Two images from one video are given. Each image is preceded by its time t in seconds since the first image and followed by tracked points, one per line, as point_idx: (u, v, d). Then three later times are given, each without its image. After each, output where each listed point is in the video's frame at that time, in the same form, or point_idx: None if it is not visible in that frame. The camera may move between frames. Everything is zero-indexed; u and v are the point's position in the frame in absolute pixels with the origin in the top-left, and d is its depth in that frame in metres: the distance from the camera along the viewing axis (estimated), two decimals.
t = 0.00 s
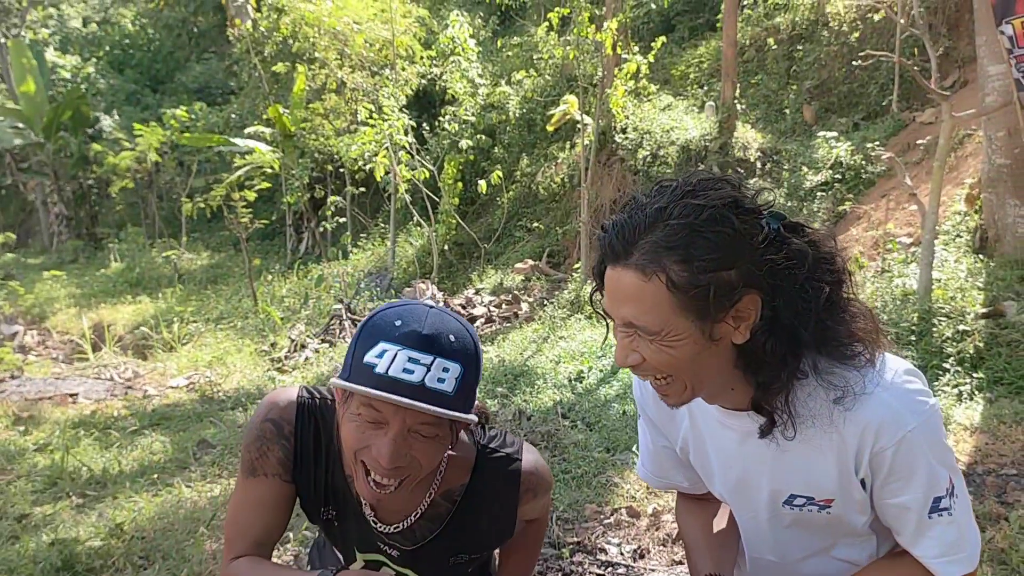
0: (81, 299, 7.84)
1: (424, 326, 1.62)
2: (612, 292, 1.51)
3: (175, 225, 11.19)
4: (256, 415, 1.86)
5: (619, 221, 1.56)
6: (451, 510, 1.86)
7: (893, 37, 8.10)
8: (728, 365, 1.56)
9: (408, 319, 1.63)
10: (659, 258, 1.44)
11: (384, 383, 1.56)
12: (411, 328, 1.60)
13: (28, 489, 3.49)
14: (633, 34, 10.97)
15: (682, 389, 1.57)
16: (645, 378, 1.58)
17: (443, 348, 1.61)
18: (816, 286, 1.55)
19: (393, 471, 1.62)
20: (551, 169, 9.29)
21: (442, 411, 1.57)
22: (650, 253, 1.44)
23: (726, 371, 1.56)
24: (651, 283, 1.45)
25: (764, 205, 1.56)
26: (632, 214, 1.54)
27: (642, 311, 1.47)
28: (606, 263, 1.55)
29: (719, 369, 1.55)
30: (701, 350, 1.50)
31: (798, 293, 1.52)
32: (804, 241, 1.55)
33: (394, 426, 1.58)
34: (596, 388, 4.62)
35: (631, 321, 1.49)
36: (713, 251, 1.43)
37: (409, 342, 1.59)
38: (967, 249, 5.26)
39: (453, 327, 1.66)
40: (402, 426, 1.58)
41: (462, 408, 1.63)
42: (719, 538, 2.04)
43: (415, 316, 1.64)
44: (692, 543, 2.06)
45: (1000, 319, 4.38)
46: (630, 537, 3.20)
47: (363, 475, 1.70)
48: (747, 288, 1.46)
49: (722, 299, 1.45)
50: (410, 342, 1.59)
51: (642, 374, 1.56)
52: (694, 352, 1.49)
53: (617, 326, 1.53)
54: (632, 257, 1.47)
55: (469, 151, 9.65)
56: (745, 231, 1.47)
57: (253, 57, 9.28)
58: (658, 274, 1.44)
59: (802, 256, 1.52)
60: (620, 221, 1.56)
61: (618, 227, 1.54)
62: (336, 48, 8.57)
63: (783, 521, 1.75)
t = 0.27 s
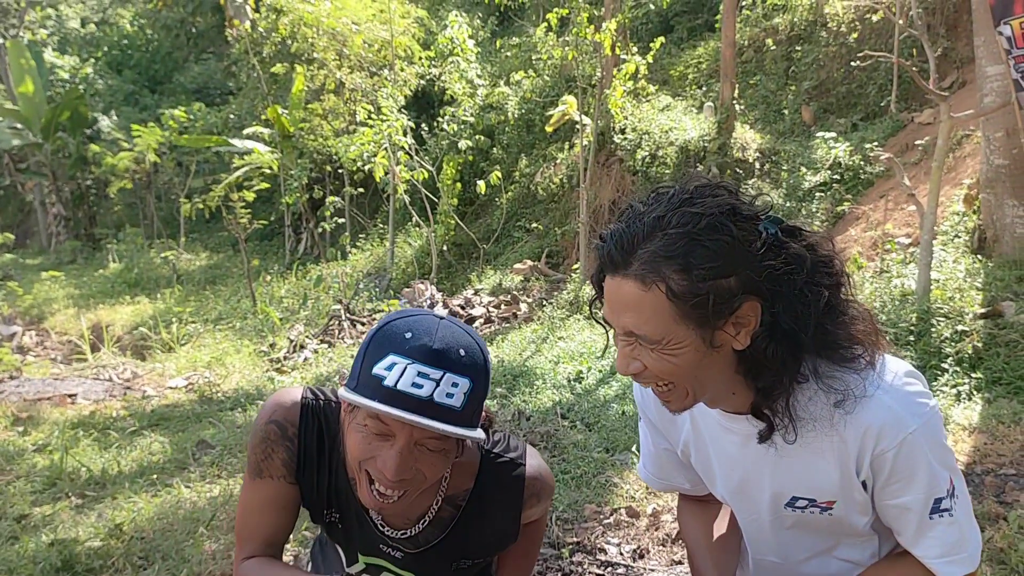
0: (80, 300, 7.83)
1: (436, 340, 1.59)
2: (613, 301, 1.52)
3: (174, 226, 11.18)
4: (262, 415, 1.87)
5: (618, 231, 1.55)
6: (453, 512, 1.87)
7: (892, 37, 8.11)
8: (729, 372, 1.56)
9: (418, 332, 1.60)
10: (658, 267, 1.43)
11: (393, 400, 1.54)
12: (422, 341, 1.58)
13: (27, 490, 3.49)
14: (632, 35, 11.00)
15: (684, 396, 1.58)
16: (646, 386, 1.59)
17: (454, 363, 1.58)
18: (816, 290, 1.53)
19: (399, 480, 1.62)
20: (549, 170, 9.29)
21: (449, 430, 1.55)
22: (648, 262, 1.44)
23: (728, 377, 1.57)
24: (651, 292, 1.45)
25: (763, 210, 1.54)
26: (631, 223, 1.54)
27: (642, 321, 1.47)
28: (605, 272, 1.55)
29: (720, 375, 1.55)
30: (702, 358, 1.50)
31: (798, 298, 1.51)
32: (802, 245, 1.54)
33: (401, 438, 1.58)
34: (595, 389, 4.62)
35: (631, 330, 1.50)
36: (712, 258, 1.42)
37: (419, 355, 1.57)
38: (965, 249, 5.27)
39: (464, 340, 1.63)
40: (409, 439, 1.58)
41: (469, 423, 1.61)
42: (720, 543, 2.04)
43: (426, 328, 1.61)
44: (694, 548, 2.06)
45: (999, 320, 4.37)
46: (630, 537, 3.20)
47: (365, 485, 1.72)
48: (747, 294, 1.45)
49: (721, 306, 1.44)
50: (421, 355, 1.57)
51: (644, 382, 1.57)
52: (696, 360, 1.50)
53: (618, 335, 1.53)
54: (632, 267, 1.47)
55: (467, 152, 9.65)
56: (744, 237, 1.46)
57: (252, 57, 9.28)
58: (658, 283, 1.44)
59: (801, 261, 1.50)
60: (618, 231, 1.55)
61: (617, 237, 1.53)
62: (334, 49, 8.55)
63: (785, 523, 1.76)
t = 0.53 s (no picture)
0: (76, 298, 7.80)
1: (453, 369, 1.58)
2: (615, 310, 1.51)
3: (170, 224, 11.16)
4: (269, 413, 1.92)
5: (618, 241, 1.53)
6: (457, 515, 1.86)
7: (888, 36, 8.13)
8: (733, 378, 1.56)
9: (435, 360, 1.59)
10: (660, 276, 1.42)
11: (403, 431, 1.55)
12: (439, 370, 1.57)
13: (25, 488, 3.48)
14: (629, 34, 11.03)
15: (690, 404, 1.58)
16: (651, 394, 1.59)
17: (469, 393, 1.58)
18: (815, 292, 1.53)
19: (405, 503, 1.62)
20: (546, 168, 9.28)
21: (457, 466, 1.54)
22: (651, 271, 1.43)
23: (732, 384, 1.56)
24: (655, 301, 1.44)
25: (761, 215, 1.54)
26: (630, 233, 1.52)
27: (646, 331, 1.47)
28: (607, 282, 1.53)
29: (723, 381, 1.55)
30: (706, 365, 1.50)
31: (798, 301, 1.50)
32: (799, 247, 1.54)
33: (410, 465, 1.57)
34: (593, 387, 4.63)
35: (635, 339, 1.49)
36: (714, 264, 1.42)
37: (435, 384, 1.57)
38: (961, 247, 5.29)
39: (482, 368, 1.63)
40: (417, 466, 1.57)
41: (478, 453, 1.61)
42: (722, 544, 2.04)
43: (444, 355, 1.60)
44: (696, 549, 2.06)
45: (995, 318, 4.37)
46: (628, 535, 3.21)
47: (368, 498, 1.73)
48: (749, 299, 1.45)
49: (724, 314, 1.44)
50: (436, 384, 1.57)
51: (648, 390, 1.57)
52: (701, 367, 1.50)
53: (622, 344, 1.53)
54: (634, 278, 1.45)
55: (464, 151, 9.64)
56: (744, 240, 1.46)
57: (248, 56, 9.26)
58: (661, 293, 1.43)
59: (799, 264, 1.51)
60: (618, 241, 1.53)
61: (617, 247, 1.51)
62: (331, 47, 8.52)
63: (787, 521, 1.77)
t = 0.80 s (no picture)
0: (71, 296, 7.78)
1: (457, 411, 1.52)
2: (621, 315, 1.49)
3: (166, 222, 11.14)
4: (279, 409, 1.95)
5: (623, 246, 1.51)
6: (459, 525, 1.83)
7: (884, 34, 8.15)
8: (739, 380, 1.55)
9: (440, 399, 1.53)
10: (667, 281, 1.41)
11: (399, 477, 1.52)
12: (441, 411, 1.52)
13: (23, 485, 3.48)
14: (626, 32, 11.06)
15: (696, 408, 1.58)
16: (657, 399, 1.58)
17: (472, 435, 1.53)
18: (817, 294, 1.54)
19: (398, 532, 1.58)
20: (543, 166, 9.29)
21: (451, 518, 1.52)
22: (658, 277, 1.41)
23: (736, 387, 1.56)
24: (662, 307, 1.43)
25: (762, 218, 1.54)
26: (635, 239, 1.51)
27: (655, 337, 1.45)
28: (612, 287, 1.52)
29: (729, 383, 1.54)
30: (712, 368, 1.50)
31: (801, 304, 1.50)
32: (800, 249, 1.54)
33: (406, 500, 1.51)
34: (590, 384, 4.64)
35: (643, 344, 1.48)
36: (719, 268, 1.42)
37: (436, 424, 1.52)
38: (957, 246, 5.32)
39: (487, 404, 1.57)
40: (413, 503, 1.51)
41: (475, 489, 1.59)
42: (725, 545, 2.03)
43: (450, 393, 1.54)
44: (699, 550, 2.07)
45: (990, 315, 4.40)
46: (626, 531, 3.22)
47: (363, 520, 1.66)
48: (755, 303, 1.45)
49: (731, 319, 1.44)
50: (438, 424, 1.52)
51: (655, 395, 1.56)
52: (709, 371, 1.50)
53: (628, 348, 1.52)
54: (641, 283, 1.43)
55: (461, 148, 9.63)
56: (747, 242, 1.46)
57: (244, 53, 9.24)
58: (669, 298, 1.42)
59: (801, 266, 1.51)
60: (624, 247, 1.51)
61: (623, 253, 1.49)
62: (327, 44, 8.52)
63: (788, 519, 1.78)
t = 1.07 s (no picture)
0: (67, 292, 7.76)
1: (447, 461, 1.55)
2: (630, 315, 1.50)
3: (161, 218, 11.10)
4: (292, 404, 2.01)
5: (633, 245, 1.52)
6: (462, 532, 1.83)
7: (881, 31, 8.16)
8: (745, 378, 1.57)
9: (432, 448, 1.55)
10: (678, 280, 1.42)
11: (386, 526, 1.58)
12: (433, 460, 1.54)
13: (21, 481, 3.48)
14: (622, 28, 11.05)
15: (701, 405, 1.61)
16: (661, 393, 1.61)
17: (462, 481, 1.56)
18: (822, 292, 1.54)
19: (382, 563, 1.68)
20: (539, 163, 9.29)
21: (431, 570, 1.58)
22: (669, 275, 1.42)
23: (742, 386, 1.58)
24: (674, 305, 1.44)
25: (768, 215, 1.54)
26: (645, 238, 1.51)
27: (669, 337, 1.47)
28: (620, 286, 1.53)
29: (736, 380, 1.56)
30: (721, 366, 1.51)
31: (806, 301, 1.51)
32: (805, 247, 1.55)
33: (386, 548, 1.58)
34: (587, 380, 4.65)
35: (655, 343, 1.49)
36: (727, 266, 1.42)
37: (427, 471, 1.55)
38: (952, 242, 5.35)
39: (481, 449, 1.60)
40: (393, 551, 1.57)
41: (462, 531, 1.64)
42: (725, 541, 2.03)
43: (443, 440, 1.56)
44: (700, 549, 2.06)
45: (986, 312, 4.43)
46: (624, 526, 3.23)
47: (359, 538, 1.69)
48: (764, 300, 1.46)
49: (741, 317, 1.45)
50: (428, 472, 1.55)
51: (661, 391, 1.59)
52: (719, 370, 1.52)
53: (638, 346, 1.53)
54: (652, 282, 1.44)
55: (457, 145, 9.63)
56: (754, 239, 1.46)
57: (240, 49, 9.20)
58: (681, 296, 1.43)
59: (806, 264, 1.51)
60: (634, 245, 1.51)
61: (633, 252, 1.50)
62: (323, 40, 8.48)
63: (789, 514, 1.79)
